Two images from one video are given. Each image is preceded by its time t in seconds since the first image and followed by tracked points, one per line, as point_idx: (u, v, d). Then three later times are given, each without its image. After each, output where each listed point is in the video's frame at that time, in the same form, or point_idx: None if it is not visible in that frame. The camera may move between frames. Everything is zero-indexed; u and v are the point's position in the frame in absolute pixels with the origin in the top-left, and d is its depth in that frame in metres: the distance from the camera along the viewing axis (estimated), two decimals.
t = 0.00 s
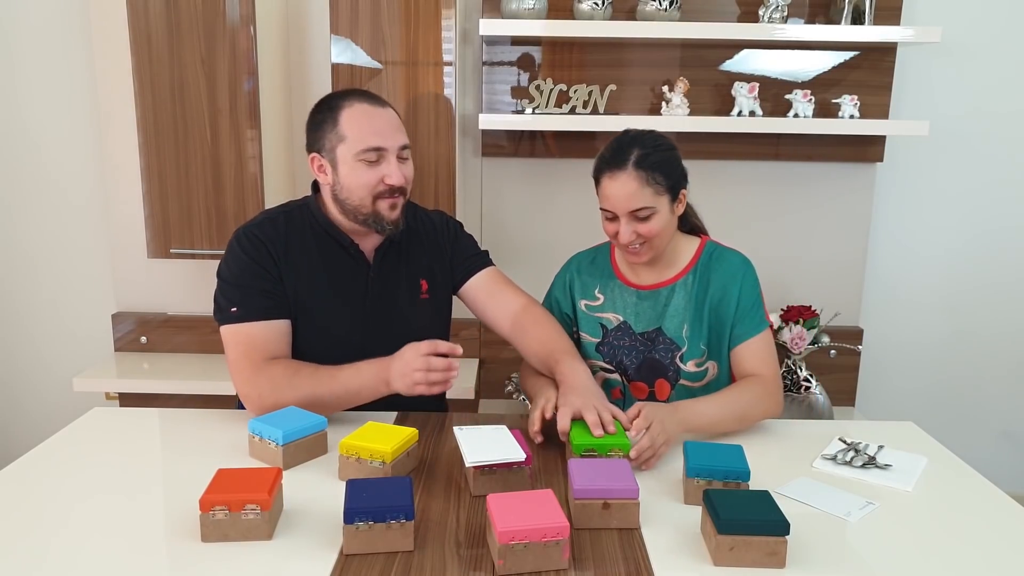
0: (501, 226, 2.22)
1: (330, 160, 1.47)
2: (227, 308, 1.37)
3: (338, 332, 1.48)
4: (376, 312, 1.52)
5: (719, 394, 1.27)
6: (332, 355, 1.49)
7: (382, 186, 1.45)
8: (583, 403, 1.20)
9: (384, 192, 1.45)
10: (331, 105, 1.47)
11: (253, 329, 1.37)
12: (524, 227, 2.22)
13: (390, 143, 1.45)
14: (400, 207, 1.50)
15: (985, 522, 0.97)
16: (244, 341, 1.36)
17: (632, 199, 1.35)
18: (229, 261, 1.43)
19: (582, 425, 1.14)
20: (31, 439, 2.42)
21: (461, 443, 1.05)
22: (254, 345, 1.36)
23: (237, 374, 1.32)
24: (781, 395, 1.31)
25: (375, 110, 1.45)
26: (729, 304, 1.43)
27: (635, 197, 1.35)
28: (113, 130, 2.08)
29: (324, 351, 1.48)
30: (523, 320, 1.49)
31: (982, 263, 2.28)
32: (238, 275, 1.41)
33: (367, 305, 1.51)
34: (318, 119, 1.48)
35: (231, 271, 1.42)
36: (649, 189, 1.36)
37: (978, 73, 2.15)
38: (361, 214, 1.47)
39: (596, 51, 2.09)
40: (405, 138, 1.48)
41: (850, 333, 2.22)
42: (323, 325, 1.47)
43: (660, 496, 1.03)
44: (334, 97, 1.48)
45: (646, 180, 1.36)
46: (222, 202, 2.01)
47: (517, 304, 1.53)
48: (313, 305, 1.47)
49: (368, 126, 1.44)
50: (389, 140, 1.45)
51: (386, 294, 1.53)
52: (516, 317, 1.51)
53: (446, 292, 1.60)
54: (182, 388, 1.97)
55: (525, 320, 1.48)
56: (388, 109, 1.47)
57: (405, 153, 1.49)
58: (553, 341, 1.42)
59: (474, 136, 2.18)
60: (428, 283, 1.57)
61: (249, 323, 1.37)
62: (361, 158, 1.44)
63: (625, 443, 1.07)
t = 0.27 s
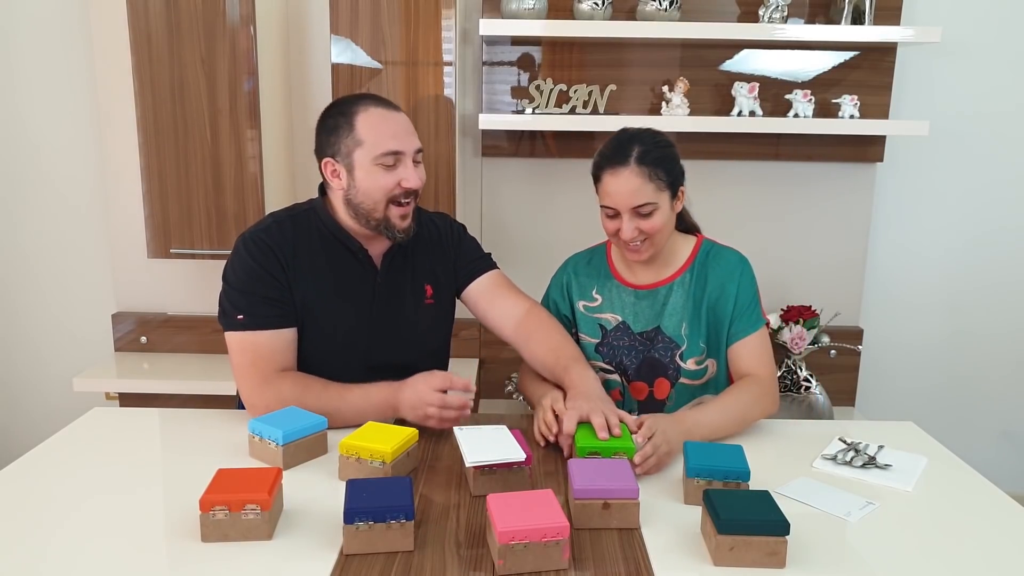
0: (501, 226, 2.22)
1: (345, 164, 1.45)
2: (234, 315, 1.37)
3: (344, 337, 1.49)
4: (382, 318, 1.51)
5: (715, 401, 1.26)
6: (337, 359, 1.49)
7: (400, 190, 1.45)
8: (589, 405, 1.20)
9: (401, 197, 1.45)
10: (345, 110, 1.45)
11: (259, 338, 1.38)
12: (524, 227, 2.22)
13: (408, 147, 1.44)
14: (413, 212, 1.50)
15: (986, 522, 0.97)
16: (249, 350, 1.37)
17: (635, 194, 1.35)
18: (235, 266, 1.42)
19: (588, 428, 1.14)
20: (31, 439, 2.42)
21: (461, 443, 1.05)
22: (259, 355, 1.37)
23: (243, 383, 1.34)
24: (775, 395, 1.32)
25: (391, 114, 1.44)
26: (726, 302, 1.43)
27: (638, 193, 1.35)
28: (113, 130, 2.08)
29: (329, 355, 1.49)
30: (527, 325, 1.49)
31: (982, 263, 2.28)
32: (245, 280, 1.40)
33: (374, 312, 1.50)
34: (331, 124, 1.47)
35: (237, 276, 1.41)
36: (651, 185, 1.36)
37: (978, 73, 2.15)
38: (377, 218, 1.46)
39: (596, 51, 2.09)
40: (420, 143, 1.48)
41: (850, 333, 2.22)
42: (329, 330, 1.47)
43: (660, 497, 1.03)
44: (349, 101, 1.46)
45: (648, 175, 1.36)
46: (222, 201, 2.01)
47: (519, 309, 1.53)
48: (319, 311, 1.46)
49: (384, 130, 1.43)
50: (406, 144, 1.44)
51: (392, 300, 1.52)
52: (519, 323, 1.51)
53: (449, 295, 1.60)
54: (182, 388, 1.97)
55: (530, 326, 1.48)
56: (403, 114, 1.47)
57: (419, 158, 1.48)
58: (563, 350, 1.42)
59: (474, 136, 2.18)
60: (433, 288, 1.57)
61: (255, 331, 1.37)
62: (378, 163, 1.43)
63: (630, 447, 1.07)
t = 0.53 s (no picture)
0: (501, 226, 2.22)
1: (343, 164, 1.44)
2: (234, 318, 1.37)
3: (345, 339, 1.48)
4: (383, 321, 1.51)
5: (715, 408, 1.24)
6: (337, 362, 1.49)
7: (396, 194, 1.43)
8: (589, 406, 1.20)
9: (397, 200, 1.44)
10: (347, 111, 1.44)
11: (259, 341, 1.38)
12: (524, 227, 2.22)
13: (407, 151, 1.42)
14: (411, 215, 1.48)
15: (986, 522, 0.97)
16: (249, 353, 1.37)
17: (643, 194, 1.36)
18: (236, 268, 1.42)
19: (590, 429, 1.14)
20: (32, 439, 2.42)
21: (461, 443, 1.05)
22: (259, 359, 1.37)
23: (243, 386, 1.34)
24: (775, 397, 1.30)
25: (390, 115, 1.43)
26: (728, 303, 1.43)
27: (646, 192, 1.35)
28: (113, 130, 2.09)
29: (329, 357, 1.48)
30: (526, 331, 1.49)
31: (982, 263, 2.28)
32: (245, 283, 1.40)
33: (375, 314, 1.50)
34: (331, 126, 1.46)
35: (238, 279, 1.41)
36: (659, 185, 1.36)
37: (978, 73, 2.15)
38: (372, 220, 1.45)
39: (596, 52, 2.09)
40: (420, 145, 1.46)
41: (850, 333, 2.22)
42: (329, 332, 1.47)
43: (660, 497, 1.03)
44: (352, 103, 1.45)
45: (656, 175, 1.36)
46: (222, 201, 2.01)
47: (518, 312, 1.53)
48: (320, 313, 1.46)
49: (383, 132, 1.41)
50: (405, 148, 1.42)
51: (394, 302, 1.52)
52: (519, 328, 1.51)
53: (449, 298, 1.60)
54: (182, 388, 1.97)
55: (530, 332, 1.49)
56: (401, 115, 1.44)
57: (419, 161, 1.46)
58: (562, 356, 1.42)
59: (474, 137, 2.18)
60: (434, 291, 1.57)
61: (255, 334, 1.37)
62: (376, 165, 1.42)
63: (630, 446, 1.07)
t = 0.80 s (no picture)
0: (501, 226, 2.22)
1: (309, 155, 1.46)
2: (232, 319, 1.37)
3: (342, 339, 1.48)
4: (380, 319, 1.51)
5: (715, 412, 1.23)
6: (336, 361, 1.49)
7: (347, 180, 1.41)
8: (586, 402, 1.20)
9: (350, 187, 1.42)
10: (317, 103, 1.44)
11: (257, 341, 1.38)
12: (524, 227, 2.22)
13: (358, 136, 1.40)
14: (377, 203, 1.44)
15: (986, 521, 0.97)
16: (249, 354, 1.37)
17: (656, 197, 1.36)
18: (233, 268, 1.42)
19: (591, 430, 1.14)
20: (32, 439, 2.42)
21: (461, 443, 1.05)
22: (258, 360, 1.37)
23: (244, 387, 1.34)
24: (775, 400, 1.28)
25: (345, 102, 1.41)
26: (733, 306, 1.43)
27: (659, 196, 1.35)
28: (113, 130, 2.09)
29: (328, 357, 1.48)
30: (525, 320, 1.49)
31: (982, 262, 2.28)
32: (242, 284, 1.40)
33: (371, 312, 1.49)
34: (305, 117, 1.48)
35: (235, 280, 1.41)
36: (673, 189, 1.36)
37: (978, 72, 2.15)
38: (333, 209, 1.44)
39: (596, 52, 2.09)
40: (379, 131, 1.42)
41: (850, 333, 2.22)
42: (326, 331, 1.47)
43: (660, 497, 1.03)
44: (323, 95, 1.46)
45: (670, 179, 1.36)
46: (222, 201, 2.01)
47: (518, 301, 1.53)
48: (317, 313, 1.46)
49: (333, 119, 1.40)
50: (355, 133, 1.39)
51: (390, 300, 1.51)
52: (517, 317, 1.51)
53: (448, 294, 1.59)
54: (182, 388, 1.97)
55: (528, 319, 1.49)
56: (362, 101, 1.42)
57: (379, 147, 1.42)
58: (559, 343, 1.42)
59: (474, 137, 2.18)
60: (431, 289, 1.56)
61: (254, 334, 1.37)
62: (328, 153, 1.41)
63: (630, 446, 1.07)
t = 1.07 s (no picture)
0: (501, 226, 2.22)
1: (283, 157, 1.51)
2: (223, 319, 1.39)
3: (333, 333, 1.48)
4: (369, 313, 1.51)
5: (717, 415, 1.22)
6: (330, 358, 1.49)
7: (315, 174, 1.44)
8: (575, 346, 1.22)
9: (319, 180, 1.45)
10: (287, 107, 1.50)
11: (250, 340, 1.38)
12: (524, 227, 2.22)
13: (321, 129, 1.44)
14: (345, 192, 1.46)
15: (986, 521, 0.97)
16: (244, 353, 1.38)
17: (670, 203, 1.36)
18: (221, 272, 1.44)
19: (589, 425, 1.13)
20: (33, 439, 2.42)
21: (461, 443, 1.05)
22: (253, 358, 1.37)
23: (241, 385, 1.34)
24: (780, 406, 1.25)
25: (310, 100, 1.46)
26: (742, 310, 1.42)
27: (674, 202, 1.35)
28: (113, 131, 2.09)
29: (322, 353, 1.49)
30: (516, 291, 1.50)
31: (982, 263, 2.28)
32: (230, 285, 1.42)
33: (360, 307, 1.50)
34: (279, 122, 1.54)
35: (223, 282, 1.43)
36: (688, 196, 1.36)
37: (978, 73, 2.15)
38: (307, 205, 1.47)
39: (596, 52, 2.09)
40: (343, 124, 1.46)
41: (850, 333, 2.22)
42: (317, 327, 1.47)
43: (660, 497, 1.03)
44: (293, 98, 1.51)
45: (686, 185, 1.36)
46: (222, 201, 2.01)
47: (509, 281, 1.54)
48: (307, 310, 1.47)
49: (299, 116, 1.45)
50: (318, 126, 1.43)
51: (378, 295, 1.52)
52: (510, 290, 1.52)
53: (436, 287, 1.59)
54: (182, 388, 1.97)
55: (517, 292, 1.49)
56: (326, 97, 1.46)
57: (343, 139, 1.46)
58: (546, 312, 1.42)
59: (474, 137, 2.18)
60: (418, 281, 1.56)
61: (245, 333, 1.38)
62: (295, 150, 1.45)
63: (627, 444, 1.06)
